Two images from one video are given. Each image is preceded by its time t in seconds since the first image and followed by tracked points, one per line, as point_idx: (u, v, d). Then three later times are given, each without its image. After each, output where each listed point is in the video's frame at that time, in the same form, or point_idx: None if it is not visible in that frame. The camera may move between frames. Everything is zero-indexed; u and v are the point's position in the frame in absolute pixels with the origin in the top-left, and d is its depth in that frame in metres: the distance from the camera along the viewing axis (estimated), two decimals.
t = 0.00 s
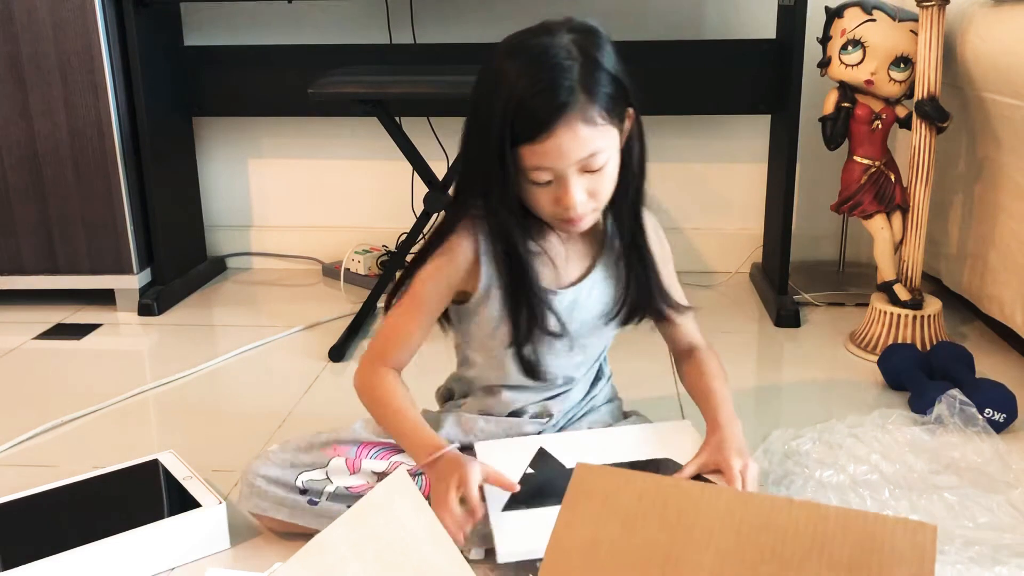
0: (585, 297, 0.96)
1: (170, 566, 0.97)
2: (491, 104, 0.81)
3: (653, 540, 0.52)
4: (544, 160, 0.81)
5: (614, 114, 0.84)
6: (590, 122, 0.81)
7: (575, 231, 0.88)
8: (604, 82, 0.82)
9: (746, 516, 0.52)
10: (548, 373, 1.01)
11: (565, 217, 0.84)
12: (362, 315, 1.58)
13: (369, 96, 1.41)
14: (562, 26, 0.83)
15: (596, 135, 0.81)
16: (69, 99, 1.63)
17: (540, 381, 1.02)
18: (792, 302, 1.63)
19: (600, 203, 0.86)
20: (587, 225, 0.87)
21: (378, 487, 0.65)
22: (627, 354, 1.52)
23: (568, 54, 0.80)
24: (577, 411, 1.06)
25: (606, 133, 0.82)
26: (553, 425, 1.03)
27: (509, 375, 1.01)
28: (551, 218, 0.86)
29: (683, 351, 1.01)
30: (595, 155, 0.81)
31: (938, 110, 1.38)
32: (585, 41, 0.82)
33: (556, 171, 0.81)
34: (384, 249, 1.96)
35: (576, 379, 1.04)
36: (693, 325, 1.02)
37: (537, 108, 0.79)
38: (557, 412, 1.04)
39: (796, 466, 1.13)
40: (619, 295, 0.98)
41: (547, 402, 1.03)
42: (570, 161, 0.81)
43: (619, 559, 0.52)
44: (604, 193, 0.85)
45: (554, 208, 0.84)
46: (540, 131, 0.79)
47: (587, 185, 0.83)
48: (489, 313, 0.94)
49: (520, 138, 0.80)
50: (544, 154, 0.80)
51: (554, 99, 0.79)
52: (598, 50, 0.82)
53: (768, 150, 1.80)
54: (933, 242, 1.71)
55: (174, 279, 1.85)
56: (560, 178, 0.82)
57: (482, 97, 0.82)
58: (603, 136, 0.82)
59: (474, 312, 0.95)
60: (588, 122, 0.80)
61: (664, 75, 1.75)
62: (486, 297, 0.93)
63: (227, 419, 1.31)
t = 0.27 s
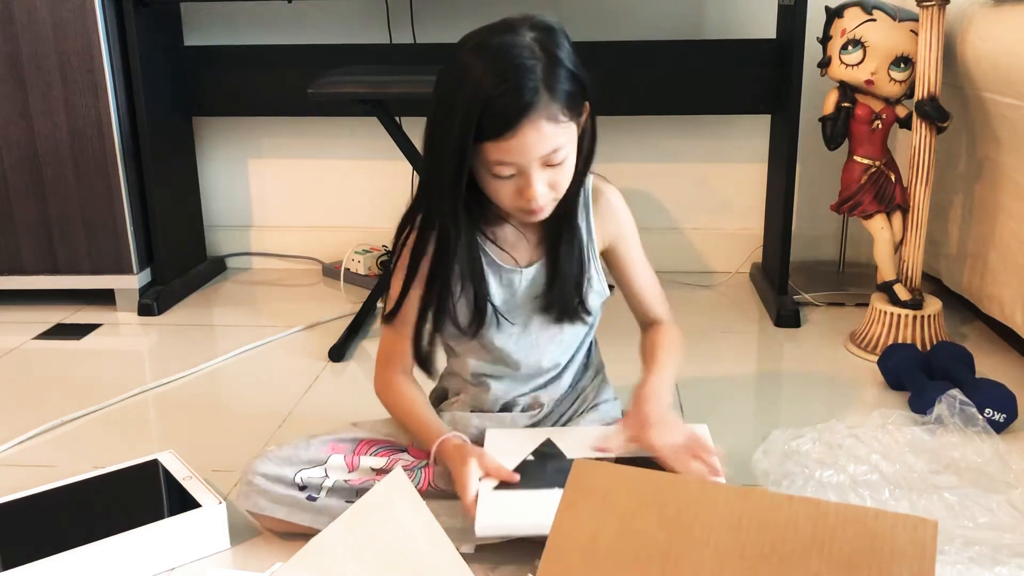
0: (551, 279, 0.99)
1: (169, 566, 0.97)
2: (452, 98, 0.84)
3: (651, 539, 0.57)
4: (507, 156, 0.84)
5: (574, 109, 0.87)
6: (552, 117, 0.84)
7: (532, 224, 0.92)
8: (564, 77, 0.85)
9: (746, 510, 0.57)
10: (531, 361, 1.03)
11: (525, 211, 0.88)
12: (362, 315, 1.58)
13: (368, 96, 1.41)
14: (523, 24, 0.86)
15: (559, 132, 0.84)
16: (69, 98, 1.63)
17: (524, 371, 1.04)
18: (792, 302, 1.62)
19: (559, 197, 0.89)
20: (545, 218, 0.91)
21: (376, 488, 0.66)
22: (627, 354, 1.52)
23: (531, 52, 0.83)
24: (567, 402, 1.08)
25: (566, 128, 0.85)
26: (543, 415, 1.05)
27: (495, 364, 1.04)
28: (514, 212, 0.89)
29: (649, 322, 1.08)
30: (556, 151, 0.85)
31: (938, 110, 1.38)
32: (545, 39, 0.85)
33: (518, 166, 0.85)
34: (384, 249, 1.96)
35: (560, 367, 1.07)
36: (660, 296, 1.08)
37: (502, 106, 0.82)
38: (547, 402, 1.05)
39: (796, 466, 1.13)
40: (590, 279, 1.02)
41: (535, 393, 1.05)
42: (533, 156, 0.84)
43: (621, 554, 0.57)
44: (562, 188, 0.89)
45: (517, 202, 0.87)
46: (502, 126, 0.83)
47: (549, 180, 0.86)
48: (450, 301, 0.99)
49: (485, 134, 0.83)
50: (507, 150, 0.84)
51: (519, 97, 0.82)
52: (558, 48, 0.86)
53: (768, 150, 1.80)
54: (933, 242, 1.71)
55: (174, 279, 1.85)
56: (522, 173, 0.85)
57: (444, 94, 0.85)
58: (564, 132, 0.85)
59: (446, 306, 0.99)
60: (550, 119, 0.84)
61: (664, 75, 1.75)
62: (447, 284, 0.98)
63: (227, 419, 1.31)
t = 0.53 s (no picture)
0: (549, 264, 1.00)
1: (169, 566, 0.97)
2: (444, 85, 0.85)
3: (653, 542, 0.59)
4: (499, 137, 0.85)
5: (562, 96, 0.89)
6: (542, 98, 0.86)
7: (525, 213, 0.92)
8: (552, 62, 0.87)
9: (748, 512, 0.60)
10: (528, 348, 1.02)
11: (516, 196, 0.88)
12: (362, 315, 1.58)
13: (368, 95, 1.41)
14: (512, 14, 0.88)
15: (548, 114, 0.86)
16: (69, 98, 1.63)
17: (522, 360, 1.03)
18: (792, 302, 1.62)
19: (550, 184, 0.90)
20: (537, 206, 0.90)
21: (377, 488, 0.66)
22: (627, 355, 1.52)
23: (519, 39, 0.86)
24: (566, 398, 1.06)
25: (556, 110, 0.87)
26: (543, 406, 1.02)
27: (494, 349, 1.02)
28: (506, 199, 0.89)
29: (626, 319, 1.08)
30: (546, 132, 0.86)
31: (938, 110, 1.38)
32: (532, 28, 0.88)
33: (510, 148, 0.85)
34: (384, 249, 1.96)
35: (559, 359, 1.05)
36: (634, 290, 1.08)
37: (493, 87, 0.84)
38: (546, 392, 1.03)
39: (797, 466, 1.13)
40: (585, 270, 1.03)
41: (535, 383, 1.04)
42: (523, 137, 0.85)
43: (622, 554, 0.60)
44: (552, 174, 0.89)
45: (509, 185, 0.87)
46: (494, 106, 0.84)
47: (540, 163, 0.87)
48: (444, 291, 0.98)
49: (477, 114, 0.84)
50: (498, 131, 0.85)
51: (509, 78, 0.84)
52: (546, 36, 0.88)
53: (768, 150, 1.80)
54: (933, 242, 1.71)
55: (174, 279, 1.85)
56: (513, 155, 0.86)
57: (435, 83, 0.87)
58: (553, 115, 0.87)
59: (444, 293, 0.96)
60: (539, 102, 0.85)
61: (664, 75, 1.75)
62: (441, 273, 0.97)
63: (227, 420, 1.31)
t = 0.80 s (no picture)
0: (550, 260, 1.00)
1: (170, 566, 0.97)
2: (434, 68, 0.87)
3: (653, 543, 0.60)
4: (489, 107, 0.86)
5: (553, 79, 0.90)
6: (532, 73, 0.87)
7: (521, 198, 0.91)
8: (543, 43, 0.89)
9: (748, 512, 0.60)
10: (528, 342, 1.02)
11: (508, 172, 0.88)
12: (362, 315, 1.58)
13: (368, 95, 1.41)
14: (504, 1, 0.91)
15: (537, 89, 0.87)
16: (69, 97, 1.63)
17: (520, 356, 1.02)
18: (792, 302, 1.62)
19: (544, 163, 0.90)
20: (531, 188, 0.90)
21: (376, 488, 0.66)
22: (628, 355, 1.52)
23: (508, 19, 0.88)
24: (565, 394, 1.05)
25: (546, 86, 0.88)
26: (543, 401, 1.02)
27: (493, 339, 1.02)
28: (497, 178, 0.89)
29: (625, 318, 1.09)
30: (535, 105, 0.87)
31: (938, 110, 1.38)
32: (523, 13, 0.89)
33: (500, 119, 0.86)
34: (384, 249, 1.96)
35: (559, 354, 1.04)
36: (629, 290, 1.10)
37: (482, 59, 0.85)
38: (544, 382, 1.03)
39: (797, 466, 1.13)
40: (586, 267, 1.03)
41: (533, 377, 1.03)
42: (513, 108, 0.86)
43: (622, 556, 0.60)
44: (545, 153, 0.90)
45: (499, 161, 0.87)
46: (484, 80, 0.85)
47: (531, 139, 0.87)
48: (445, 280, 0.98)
49: (466, 86, 0.86)
50: (487, 102, 0.86)
51: (496, 51, 0.85)
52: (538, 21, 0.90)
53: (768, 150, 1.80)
54: (933, 242, 1.71)
55: (174, 279, 1.85)
56: (502, 127, 0.87)
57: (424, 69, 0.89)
58: (544, 91, 0.88)
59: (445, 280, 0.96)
60: (528, 76, 0.86)
61: (664, 75, 1.75)
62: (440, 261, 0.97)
63: (227, 420, 1.31)
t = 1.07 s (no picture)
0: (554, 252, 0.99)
1: (170, 566, 0.97)
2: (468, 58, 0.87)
3: (652, 543, 0.60)
4: (519, 78, 0.84)
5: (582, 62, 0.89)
6: (561, 46, 0.86)
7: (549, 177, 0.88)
8: (571, 27, 0.88)
9: (748, 511, 0.60)
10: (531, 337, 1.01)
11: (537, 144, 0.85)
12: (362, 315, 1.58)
13: (368, 95, 1.41)
14: None
15: (567, 62, 0.86)
16: (69, 98, 1.63)
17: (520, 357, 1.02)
18: (792, 302, 1.63)
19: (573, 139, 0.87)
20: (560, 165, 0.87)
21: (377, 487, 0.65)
22: (628, 355, 1.52)
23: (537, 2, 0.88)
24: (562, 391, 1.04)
25: (576, 64, 0.87)
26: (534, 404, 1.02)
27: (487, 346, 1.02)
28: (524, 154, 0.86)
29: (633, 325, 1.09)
30: (565, 78, 0.85)
31: (938, 110, 1.38)
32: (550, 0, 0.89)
33: (530, 92, 0.84)
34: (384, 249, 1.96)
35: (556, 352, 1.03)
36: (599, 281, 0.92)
37: (511, 33, 0.84)
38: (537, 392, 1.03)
39: (796, 466, 1.13)
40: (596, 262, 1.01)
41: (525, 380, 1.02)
42: (543, 80, 0.84)
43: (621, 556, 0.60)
44: (575, 128, 0.87)
45: (528, 134, 0.84)
46: (514, 52, 0.84)
47: (561, 112, 0.85)
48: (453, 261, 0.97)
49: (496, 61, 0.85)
50: (517, 72, 0.84)
51: (525, 26, 0.85)
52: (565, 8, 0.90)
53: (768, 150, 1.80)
54: (934, 242, 1.71)
55: (174, 279, 1.85)
56: (532, 98, 0.84)
57: (457, 61, 0.89)
58: (573, 65, 0.86)
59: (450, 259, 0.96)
60: (558, 50, 0.85)
61: (664, 75, 1.75)
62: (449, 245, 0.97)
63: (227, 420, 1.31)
